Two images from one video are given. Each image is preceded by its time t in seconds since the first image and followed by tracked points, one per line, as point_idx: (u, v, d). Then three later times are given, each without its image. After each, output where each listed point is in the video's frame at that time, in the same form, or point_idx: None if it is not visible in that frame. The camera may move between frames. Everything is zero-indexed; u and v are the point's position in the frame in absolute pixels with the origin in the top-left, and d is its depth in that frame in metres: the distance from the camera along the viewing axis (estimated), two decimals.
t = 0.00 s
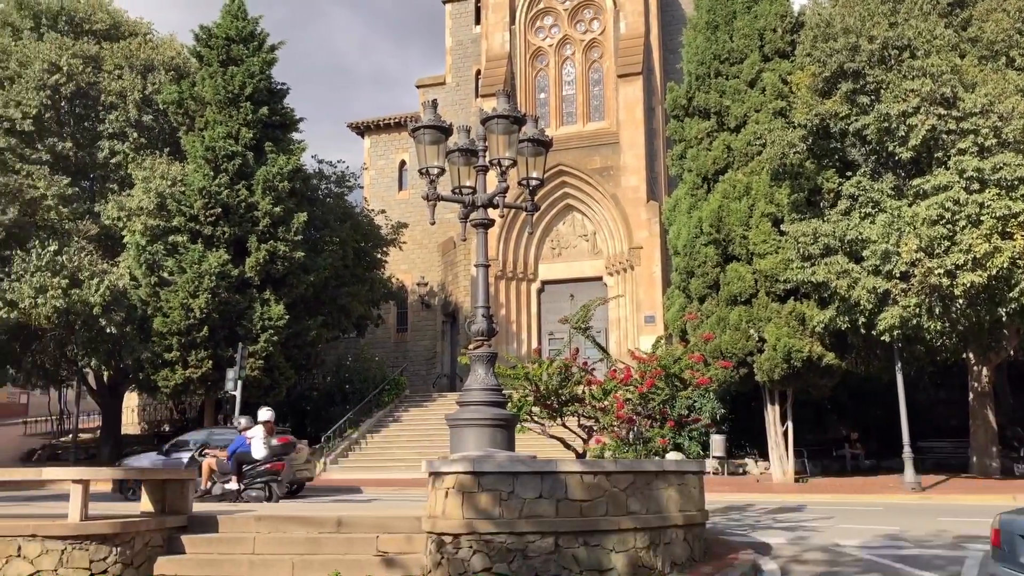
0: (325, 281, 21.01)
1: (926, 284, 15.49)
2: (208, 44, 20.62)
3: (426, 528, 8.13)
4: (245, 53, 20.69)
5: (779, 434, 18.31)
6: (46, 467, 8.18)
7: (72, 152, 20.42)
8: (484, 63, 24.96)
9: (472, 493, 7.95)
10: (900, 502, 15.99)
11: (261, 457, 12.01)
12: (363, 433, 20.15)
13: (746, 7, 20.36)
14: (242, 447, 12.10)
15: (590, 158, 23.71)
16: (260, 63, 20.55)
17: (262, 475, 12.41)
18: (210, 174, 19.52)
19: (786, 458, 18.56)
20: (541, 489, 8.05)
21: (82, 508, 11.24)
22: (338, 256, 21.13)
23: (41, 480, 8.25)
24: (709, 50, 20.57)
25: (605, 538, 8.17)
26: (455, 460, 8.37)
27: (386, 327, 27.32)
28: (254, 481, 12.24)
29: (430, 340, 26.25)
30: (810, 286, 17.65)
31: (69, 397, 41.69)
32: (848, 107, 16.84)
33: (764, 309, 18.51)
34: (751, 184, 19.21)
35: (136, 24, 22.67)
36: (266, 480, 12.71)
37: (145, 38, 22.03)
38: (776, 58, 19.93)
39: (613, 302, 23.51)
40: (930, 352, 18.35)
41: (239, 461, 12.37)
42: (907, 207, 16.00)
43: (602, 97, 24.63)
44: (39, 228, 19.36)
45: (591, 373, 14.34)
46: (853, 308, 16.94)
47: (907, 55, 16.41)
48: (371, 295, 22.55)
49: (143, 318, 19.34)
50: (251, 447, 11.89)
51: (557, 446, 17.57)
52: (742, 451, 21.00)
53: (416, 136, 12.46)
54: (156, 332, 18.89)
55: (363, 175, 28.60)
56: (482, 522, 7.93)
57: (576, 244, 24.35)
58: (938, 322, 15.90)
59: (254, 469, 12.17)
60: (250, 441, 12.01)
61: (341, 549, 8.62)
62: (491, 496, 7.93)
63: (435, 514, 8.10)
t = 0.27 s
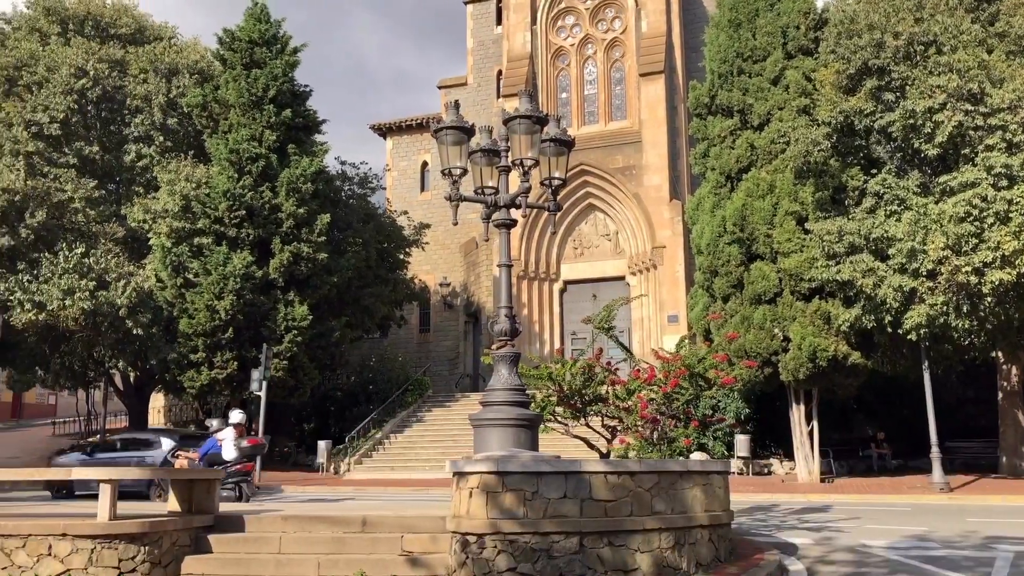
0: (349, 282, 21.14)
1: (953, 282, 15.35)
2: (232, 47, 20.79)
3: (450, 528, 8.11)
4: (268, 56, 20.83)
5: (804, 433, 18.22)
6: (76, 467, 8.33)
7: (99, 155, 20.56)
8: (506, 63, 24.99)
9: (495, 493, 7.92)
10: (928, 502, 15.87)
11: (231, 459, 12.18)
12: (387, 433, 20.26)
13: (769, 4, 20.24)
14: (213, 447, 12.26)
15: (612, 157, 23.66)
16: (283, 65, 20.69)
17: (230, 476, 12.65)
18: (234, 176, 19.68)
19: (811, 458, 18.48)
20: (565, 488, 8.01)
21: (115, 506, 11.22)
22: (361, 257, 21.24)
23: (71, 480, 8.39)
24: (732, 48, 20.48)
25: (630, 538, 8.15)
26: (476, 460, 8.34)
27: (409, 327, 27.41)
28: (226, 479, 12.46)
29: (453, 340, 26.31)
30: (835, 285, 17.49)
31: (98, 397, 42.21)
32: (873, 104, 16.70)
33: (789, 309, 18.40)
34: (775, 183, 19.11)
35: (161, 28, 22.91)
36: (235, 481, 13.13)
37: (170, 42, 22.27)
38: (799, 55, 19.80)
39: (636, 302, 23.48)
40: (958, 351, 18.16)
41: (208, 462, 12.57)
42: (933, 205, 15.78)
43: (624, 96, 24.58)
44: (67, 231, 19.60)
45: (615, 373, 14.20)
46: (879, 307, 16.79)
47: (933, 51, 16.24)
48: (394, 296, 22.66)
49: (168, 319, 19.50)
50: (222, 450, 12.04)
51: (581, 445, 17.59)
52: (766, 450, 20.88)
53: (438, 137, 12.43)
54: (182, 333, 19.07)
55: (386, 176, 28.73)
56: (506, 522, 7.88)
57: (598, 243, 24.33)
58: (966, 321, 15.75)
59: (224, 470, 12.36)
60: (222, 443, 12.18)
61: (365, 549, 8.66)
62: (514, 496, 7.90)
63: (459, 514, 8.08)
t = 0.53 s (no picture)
0: (374, 282, 21.27)
1: (982, 280, 15.19)
2: (257, 50, 20.97)
3: (476, 527, 8.12)
4: (292, 58, 20.96)
5: (831, 433, 18.10)
6: (107, 468, 8.41)
7: (126, 159, 20.74)
8: (528, 63, 25.01)
9: (519, 492, 7.94)
10: (957, 502, 15.74)
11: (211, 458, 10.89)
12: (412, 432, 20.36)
13: (793, 1, 20.12)
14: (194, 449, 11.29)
15: (636, 156, 23.62)
16: (307, 67, 20.81)
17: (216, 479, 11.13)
18: (260, 179, 19.83)
19: (838, 457, 18.34)
20: (590, 487, 8.00)
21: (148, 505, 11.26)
22: (384, 257, 21.35)
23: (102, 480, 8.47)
24: (756, 46, 20.39)
25: (656, 539, 8.12)
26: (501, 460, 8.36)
27: (432, 328, 27.48)
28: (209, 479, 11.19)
29: (477, 340, 26.35)
30: (861, 284, 17.33)
31: (125, 399, 42.64)
32: (900, 101, 16.55)
33: (815, 307, 18.30)
34: (801, 181, 19.01)
35: (187, 32, 23.14)
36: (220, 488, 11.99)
37: (196, 46, 22.48)
38: (824, 52, 19.65)
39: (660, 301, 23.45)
40: (987, 350, 17.97)
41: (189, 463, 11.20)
42: (961, 202, 15.58)
43: (647, 94, 24.52)
44: (96, 234, 19.84)
45: (639, 373, 13.95)
46: (907, 305, 16.62)
47: (961, 46, 16.06)
48: (418, 296, 22.76)
49: (195, 320, 19.66)
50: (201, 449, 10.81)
51: (606, 445, 17.59)
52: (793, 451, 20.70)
53: (462, 137, 12.38)
54: (210, 334, 19.25)
55: (409, 177, 28.84)
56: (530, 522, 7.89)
57: (622, 243, 24.31)
58: (995, 319, 15.59)
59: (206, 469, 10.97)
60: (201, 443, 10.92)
61: (392, 549, 8.69)
62: (539, 496, 7.91)
63: (485, 514, 8.09)
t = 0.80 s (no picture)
0: (401, 283, 21.39)
1: (1016, 278, 14.98)
2: (284, 53, 21.14)
3: (504, 527, 8.12)
4: (319, 61, 21.08)
5: (861, 433, 17.94)
6: (140, 467, 8.58)
7: (156, 162, 21.00)
8: (554, 63, 25.01)
9: (548, 492, 7.93)
10: (992, 502, 15.55)
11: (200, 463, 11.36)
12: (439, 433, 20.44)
13: None
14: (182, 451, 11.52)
15: (662, 155, 23.55)
16: (334, 70, 20.93)
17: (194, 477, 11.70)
18: (287, 181, 19.99)
19: (869, 457, 18.19)
20: (619, 487, 7.99)
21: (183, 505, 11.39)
22: (411, 258, 21.45)
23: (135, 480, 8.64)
24: (783, 43, 20.25)
25: (685, 538, 8.11)
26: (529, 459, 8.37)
27: (459, 328, 27.57)
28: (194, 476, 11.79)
29: (503, 340, 26.39)
30: (892, 282, 17.13)
31: (156, 399, 43.25)
32: (929, 97, 16.37)
33: (844, 306, 18.17)
34: (829, 178, 18.88)
35: (215, 36, 23.38)
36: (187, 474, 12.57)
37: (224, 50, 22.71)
38: (852, 48, 19.44)
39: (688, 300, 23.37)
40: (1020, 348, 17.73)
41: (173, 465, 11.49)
42: (995, 199, 15.43)
43: (673, 93, 24.42)
44: (127, 237, 20.11)
45: (668, 372, 13.84)
46: (938, 303, 16.38)
47: (993, 40, 15.82)
48: (445, 297, 22.86)
49: (225, 321, 19.83)
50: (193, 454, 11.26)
51: (634, 444, 17.57)
52: (823, 450, 20.53)
53: (487, 137, 12.15)
54: (239, 336, 19.43)
55: (434, 178, 28.94)
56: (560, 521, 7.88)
57: (648, 242, 24.25)
58: None
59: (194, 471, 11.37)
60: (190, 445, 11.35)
61: (421, 548, 8.70)
62: (568, 495, 7.91)
63: (513, 513, 8.09)
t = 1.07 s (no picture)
0: (430, 283, 21.49)
1: None
2: (313, 56, 21.27)
3: (534, 527, 8.12)
4: (347, 63, 21.21)
5: (896, 433, 17.72)
6: (174, 466, 8.67)
7: (188, 165, 21.26)
8: (581, 62, 24.98)
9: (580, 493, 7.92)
10: None
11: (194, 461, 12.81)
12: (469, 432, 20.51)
13: None
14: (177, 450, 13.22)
15: (691, 153, 23.46)
16: (362, 71, 21.04)
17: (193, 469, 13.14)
18: (317, 182, 20.15)
19: (904, 457, 17.97)
20: (649, 486, 7.97)
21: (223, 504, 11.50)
22: (440, 258, 21.54)
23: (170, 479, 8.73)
24: (813, 38, 20.09)
25: (716, 539, 8.04)
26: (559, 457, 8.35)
27: (488, 328, 27.64)
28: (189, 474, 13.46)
29: (532, 340, 26.36)
30: (926, 279, 16.86)
31: (189, 401, 43.82)
32: (964, 90, 16.05)
33: (878, 304, 18.01)
34: (861, 175, 18.69)
35: (245, 39, 23.60)
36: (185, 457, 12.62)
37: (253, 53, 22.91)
38: (884, 43, 19.19)
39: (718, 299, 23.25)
40: None
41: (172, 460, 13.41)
42: None
43: (702, 90, 24.30)
44: (160, 240, 20.38)
45: (699, 371, 13.60)
46: (974, 300, 16.07)
47: None
48: (474, 297, 22.94)
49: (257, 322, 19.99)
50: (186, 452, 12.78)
51: (666, 444, 17.54)
52: (856, 449, 20.27)
53: (515, 137, 12.07)
54: (271, 336, 19.60)
55: (463, 179, 29.03)
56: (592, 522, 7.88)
57: (677, 241, 24.14)
58: None
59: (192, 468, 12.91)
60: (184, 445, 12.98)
61: (452, 548, 8.72)
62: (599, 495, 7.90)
63: (544, 513, 8.08)
